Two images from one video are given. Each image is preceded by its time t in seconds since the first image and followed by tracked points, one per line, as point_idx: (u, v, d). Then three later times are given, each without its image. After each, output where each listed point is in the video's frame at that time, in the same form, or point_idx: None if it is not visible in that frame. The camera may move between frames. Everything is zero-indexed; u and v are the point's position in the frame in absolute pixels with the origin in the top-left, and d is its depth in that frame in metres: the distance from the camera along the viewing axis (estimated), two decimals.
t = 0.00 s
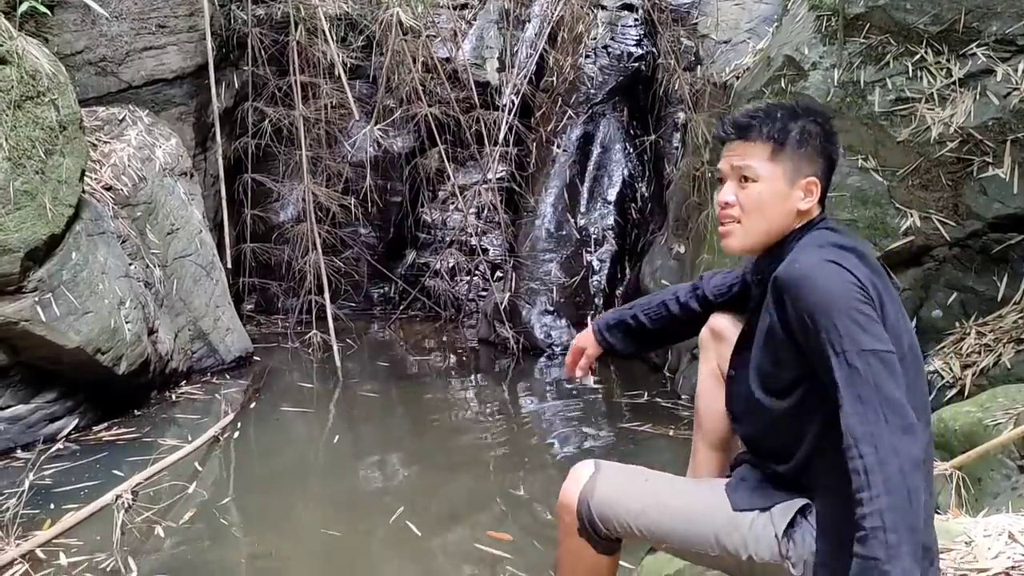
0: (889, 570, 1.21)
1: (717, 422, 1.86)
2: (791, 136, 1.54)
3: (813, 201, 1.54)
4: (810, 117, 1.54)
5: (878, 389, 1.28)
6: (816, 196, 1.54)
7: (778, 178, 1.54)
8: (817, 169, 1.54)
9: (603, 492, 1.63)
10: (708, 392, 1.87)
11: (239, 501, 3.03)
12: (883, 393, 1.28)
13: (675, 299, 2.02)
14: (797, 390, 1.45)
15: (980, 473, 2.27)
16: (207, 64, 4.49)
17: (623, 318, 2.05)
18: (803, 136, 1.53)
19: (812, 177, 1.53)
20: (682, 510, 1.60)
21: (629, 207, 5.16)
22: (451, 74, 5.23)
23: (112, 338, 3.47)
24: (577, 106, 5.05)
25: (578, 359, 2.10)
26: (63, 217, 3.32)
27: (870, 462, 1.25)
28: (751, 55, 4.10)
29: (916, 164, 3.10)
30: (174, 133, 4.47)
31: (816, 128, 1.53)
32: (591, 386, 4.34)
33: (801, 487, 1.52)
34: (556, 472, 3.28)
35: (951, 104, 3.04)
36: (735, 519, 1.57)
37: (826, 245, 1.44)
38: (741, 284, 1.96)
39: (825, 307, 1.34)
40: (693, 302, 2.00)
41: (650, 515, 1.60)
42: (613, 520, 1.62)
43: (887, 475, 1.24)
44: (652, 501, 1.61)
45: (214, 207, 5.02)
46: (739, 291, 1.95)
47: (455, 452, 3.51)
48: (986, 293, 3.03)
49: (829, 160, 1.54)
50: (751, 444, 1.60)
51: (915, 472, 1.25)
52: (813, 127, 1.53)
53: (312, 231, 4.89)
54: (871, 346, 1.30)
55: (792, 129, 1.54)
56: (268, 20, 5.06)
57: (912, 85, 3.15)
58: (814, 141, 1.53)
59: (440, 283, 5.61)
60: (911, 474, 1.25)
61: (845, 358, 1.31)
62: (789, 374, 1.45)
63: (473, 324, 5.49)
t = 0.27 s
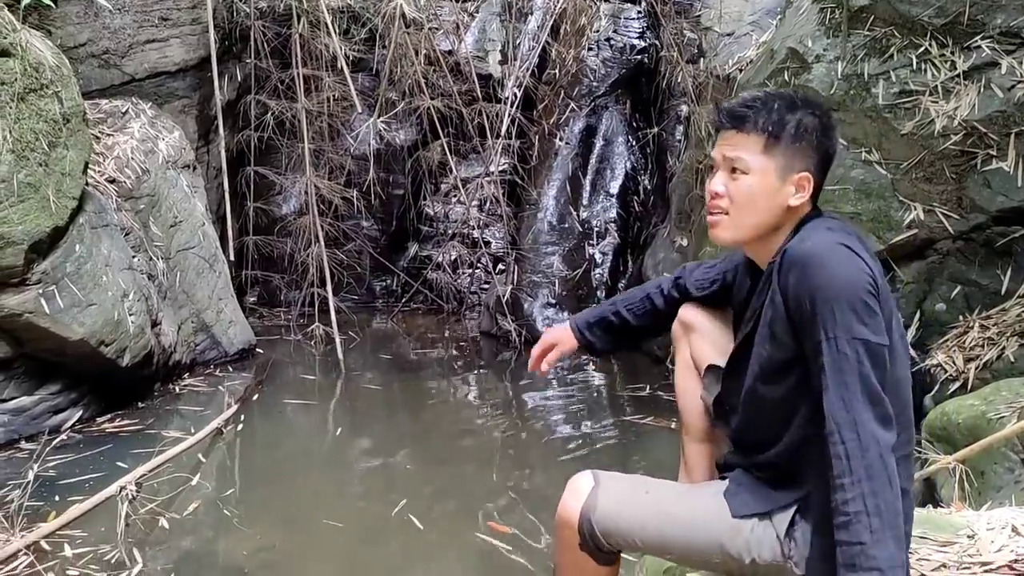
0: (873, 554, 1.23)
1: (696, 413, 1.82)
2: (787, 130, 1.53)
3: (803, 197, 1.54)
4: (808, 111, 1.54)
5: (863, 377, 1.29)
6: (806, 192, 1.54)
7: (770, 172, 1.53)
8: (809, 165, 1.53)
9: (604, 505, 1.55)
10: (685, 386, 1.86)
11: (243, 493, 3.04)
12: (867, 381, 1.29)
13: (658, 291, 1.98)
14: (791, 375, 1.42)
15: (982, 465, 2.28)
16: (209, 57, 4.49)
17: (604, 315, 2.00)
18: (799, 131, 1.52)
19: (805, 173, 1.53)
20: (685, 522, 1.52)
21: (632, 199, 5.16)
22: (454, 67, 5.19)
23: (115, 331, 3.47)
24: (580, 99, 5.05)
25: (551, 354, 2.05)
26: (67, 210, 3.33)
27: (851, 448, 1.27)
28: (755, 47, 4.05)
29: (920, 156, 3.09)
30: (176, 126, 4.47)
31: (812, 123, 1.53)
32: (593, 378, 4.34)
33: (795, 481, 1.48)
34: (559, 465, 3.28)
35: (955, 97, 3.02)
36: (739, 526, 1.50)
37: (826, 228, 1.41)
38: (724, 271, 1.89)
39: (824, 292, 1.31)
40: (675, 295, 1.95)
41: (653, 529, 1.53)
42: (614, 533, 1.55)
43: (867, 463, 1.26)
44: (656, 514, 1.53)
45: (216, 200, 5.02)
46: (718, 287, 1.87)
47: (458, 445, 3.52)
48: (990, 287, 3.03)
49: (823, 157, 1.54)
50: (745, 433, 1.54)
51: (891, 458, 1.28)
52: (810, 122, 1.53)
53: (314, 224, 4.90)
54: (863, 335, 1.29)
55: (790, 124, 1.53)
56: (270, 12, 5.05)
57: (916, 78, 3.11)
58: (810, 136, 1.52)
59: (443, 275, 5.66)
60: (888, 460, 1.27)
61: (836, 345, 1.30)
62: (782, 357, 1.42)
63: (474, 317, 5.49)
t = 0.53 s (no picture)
0: (869, 546, 1.22)
1: (701, 404, 1.75)
2: (762, 134, 1.46)
3: (778, 203, 1.48)
4: (790, 116, 1.46)
5: (848, 371, 1.29)
6: (782, 198, 1.48)
7: (740, 177, 1.48)
8: (786, 170, 1.47)
9: (611, 502, 1.54)
10: (691, 379, 1.78)
11: (247, 486, 3.05)
12: (852, 375, 1.29)
13: (658, 306, 1.91)
14: (785, 372, 1.42)
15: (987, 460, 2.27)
16: (213, 50, 4.49)
17: (625, 356, 1.91)
18: (777, 136, 1.45)
19: (778, 179, 1.47)
20: (693, 518, 1.51)
21: (635, 193, 5.12)
22: (457, 60, 5.24)
23: (119, 324, 3.48)
24: (583, 93, 5.03)
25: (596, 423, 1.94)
26: (70, 202, 3.33)
27: (837, 440, 1.27)
28: (759, 41, 3.97)
29: (925, 151, 3.06)
30: (180, 119, 4.47)
31: (794, 128, 1.45)
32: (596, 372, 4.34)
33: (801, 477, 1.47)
34: (561, 459, 3.29)
35: (961, 92, 2.98)
36: (743, 519, 1.49)
37: (811, 226, 1.41)
38: (712, 270, 1.84)
39: (806, 288, 1.32)
40: (676, 304, 1.89)
41: (661, 526, 1.52)
42: (620, 531, 1.53)
43: (855, 456, 1.26)
44: (663, 512, 1.52)
45: (220, 193, 5.02)
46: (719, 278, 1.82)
47: (461, 439, 3.53)
48: (994, 282, 3.03)
49: (804, 162, 1.46)
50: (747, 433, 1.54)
51: (884, 450, 1.27)
52: (790, 126, 1.45)
53: (318, 217, 4.90)
54: (847, 329, 1.29)
55: (768, 129, 1.46)
56: (274, 5, 5.08)
57: (922, 71, 3.08)
58: (785, 141, 1.45)
59: (446, 270, 5.63)
60: (881, 452, 1.27)
61: (818, 340, 1.30)
62: (774, 355, 1.43)
63: (477, 311, 5.50)
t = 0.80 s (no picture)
0: (863, 541, 1.23)
1: (705, 396, 1.72)
2: (739, 130, 1.46)
3: (757, 198, 1.48)
4: (771, 113, 1.45)
5: (834, 368, 1.29)
6: (761, 193, 1.48)
7: (720, 172, 1.49)
8: (763, 166, 1.45)
9: (609, 486, 1.56)
10: (697, 367, 1.76)
11: (249, 480, 3.06)
12: (839, 371, 1.29)
13: (673, 300, 1.90)
14: (776, 369, 1.42)
15: (989, 455, 2.27)
16: (215, 45, 4.48)
17: (641, 350, 1.92)
18: (755, 132, 1.44)
19: (754, 175, 1.46)
20: (689, 505, 1.51)
21: (637, 188, 5.12)
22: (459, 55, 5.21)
23: (122, 318, 3.48)
24: (586, 88, 5.03)
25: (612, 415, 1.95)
26: (72, 196, 3.34)
27: (826, 437, 1.27)
28: (762, 36, 3.96)
29: (928, 146, 3.05)
30: (182, 114, 4.47)
31: (773, 124, 1.44)
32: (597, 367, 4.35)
33: (801, 471, 1.45)
34: (562, 454, 3.29)
35: (964, 87, 2.98)
36: (742, 507, 1.48)
37: (796, 224, 1.40)
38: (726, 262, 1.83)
39: (788, 287, 1.32)
40: (691, 297, 1.88)
41: (657, 511, 1.52)
42: (617, 514, 1.55)
43: (845, 452, 1.26)
44: (661, 497, 1.53)
45: (222, 188, 5.03)
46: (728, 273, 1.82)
47: (462, 433, 3.54)
48: (997, 277, 3.02)
49: (784, 159, 1.44)
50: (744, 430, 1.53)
51: (876, 444, 1.27)
52: (769, 123, 1.44)
53: (319, 212, 4.90)
54: (830, 326, 1.29)
55: (746, 125, 1.46)
56: None
57: (925, 66, 3.07)
58: (760, 138, 1.44)
59: (448, 264, 5.67)
60: (872, 447, 1.27)
61: (803, 339, 1.30)
62: (765, 352, 1.43)
63: (479, 305, 5.50)
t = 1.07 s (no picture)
0: (865, 536, 1.23)
1: (708, 392, 1.71)
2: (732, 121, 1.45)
3: (748, 188, 1.46)
4: (765, 105, 1.42)
5: (837, 363, 1.29)
6: (752, 183, 1.45)
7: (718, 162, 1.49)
8: (751, 157, 1.43)
9: (610, 482, 1.56)
10: (700, 363, 1.74)
11: (249, 475, 3.06)
12: (842, 367, 1.29)
13: (674, 291, 1.90)
14: (779, 364, 1.42)
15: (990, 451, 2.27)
16: (216, 40, 4.48)
17: (635, 336, 1.94)
18: (744, 122, 1.43)
19: (743, 164, 1.44)
20: (690, 501, 1.51)
21: (639, 184, 5.11)
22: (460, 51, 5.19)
23: (123, 313, 3.48)
24: (587, 83, 5.04)
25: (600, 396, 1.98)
26: (73, 191, 3.33)
27: (829, 432, 1.27)
28: (764, 32, 3.96)
29: (929, 142, 3.05)
30: (183, 108, 4.47)
31: (762, 115, 1.41)
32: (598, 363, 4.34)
33: (805, 467, 1.45)
34: (562, 450, 3.29)
35: (966, 82, 2.98)
36: (743, 503, 1.48)
37: (801, 218, 1.40)
38: (732, 260, 1.82)
39: (791, 281, 1.31)
40: (692, 291, 1.87)
41: (658, 507, 1.52)
42: (618, 511, 1.55)
43: (848, 447, 1.26)
44: (663, 493, 1.53)
45: (223, 183, 5.02)
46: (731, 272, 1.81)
47: (463, 429, 3.54)
48: (999, 273, 3.01)
49: (770, 149, 1.41)
50: (747, 425, 1.53)
51: (878, 439, 1.27)
52: (758, 113, 1.42)
53: (321, 207, 4.90)
54: (834, 321, 1.29)
55: (739, 115, 1.44)
56: None
57: (926, 62, 3.07)
58: (743, 128, 1.42)
59: (450, 260, 5.59)
60: (875, 442, 1.27)
61: (807, 334, 1.30)
62: (768, 347, 1.43)
63: (480, 301, 5.50)
